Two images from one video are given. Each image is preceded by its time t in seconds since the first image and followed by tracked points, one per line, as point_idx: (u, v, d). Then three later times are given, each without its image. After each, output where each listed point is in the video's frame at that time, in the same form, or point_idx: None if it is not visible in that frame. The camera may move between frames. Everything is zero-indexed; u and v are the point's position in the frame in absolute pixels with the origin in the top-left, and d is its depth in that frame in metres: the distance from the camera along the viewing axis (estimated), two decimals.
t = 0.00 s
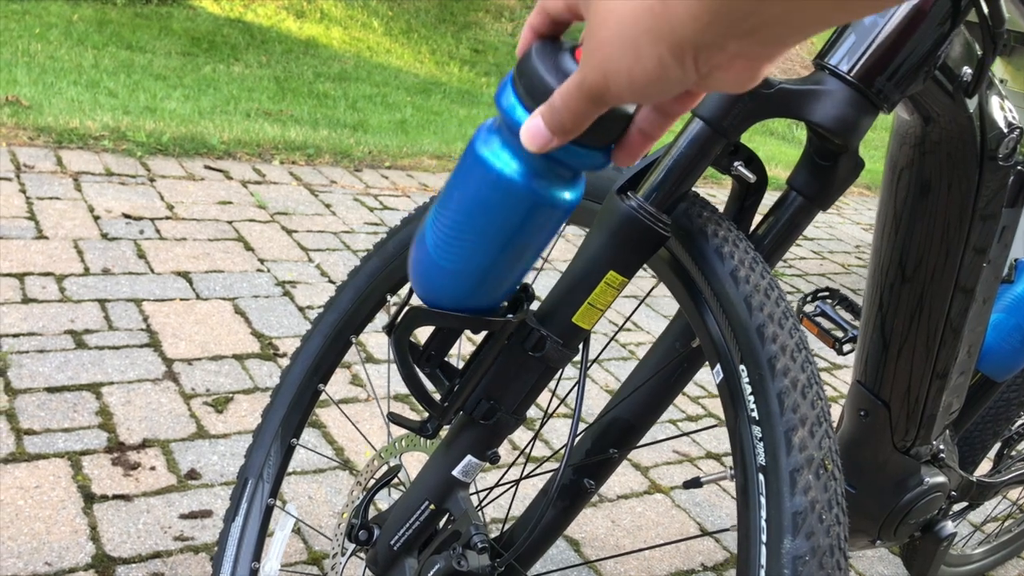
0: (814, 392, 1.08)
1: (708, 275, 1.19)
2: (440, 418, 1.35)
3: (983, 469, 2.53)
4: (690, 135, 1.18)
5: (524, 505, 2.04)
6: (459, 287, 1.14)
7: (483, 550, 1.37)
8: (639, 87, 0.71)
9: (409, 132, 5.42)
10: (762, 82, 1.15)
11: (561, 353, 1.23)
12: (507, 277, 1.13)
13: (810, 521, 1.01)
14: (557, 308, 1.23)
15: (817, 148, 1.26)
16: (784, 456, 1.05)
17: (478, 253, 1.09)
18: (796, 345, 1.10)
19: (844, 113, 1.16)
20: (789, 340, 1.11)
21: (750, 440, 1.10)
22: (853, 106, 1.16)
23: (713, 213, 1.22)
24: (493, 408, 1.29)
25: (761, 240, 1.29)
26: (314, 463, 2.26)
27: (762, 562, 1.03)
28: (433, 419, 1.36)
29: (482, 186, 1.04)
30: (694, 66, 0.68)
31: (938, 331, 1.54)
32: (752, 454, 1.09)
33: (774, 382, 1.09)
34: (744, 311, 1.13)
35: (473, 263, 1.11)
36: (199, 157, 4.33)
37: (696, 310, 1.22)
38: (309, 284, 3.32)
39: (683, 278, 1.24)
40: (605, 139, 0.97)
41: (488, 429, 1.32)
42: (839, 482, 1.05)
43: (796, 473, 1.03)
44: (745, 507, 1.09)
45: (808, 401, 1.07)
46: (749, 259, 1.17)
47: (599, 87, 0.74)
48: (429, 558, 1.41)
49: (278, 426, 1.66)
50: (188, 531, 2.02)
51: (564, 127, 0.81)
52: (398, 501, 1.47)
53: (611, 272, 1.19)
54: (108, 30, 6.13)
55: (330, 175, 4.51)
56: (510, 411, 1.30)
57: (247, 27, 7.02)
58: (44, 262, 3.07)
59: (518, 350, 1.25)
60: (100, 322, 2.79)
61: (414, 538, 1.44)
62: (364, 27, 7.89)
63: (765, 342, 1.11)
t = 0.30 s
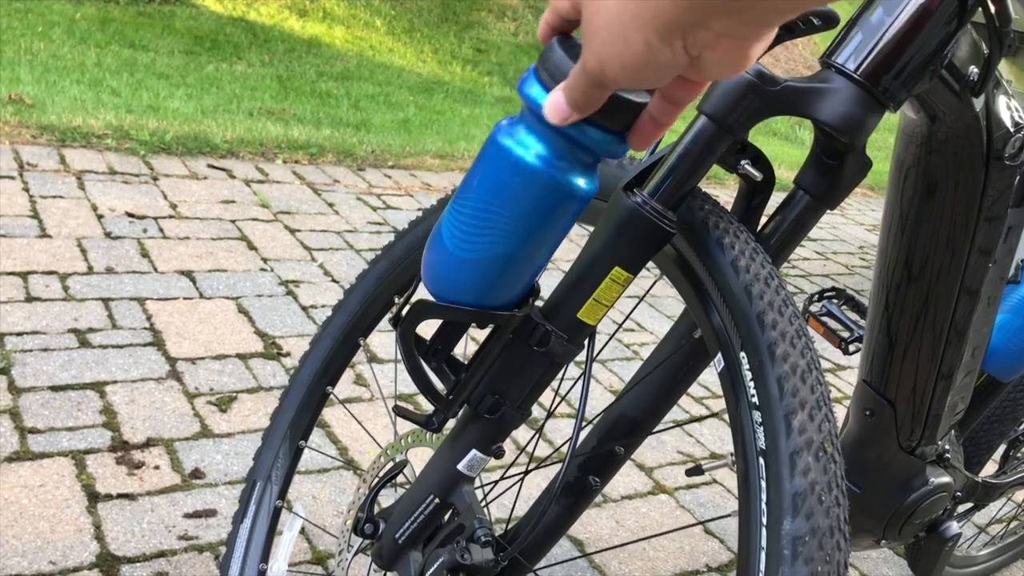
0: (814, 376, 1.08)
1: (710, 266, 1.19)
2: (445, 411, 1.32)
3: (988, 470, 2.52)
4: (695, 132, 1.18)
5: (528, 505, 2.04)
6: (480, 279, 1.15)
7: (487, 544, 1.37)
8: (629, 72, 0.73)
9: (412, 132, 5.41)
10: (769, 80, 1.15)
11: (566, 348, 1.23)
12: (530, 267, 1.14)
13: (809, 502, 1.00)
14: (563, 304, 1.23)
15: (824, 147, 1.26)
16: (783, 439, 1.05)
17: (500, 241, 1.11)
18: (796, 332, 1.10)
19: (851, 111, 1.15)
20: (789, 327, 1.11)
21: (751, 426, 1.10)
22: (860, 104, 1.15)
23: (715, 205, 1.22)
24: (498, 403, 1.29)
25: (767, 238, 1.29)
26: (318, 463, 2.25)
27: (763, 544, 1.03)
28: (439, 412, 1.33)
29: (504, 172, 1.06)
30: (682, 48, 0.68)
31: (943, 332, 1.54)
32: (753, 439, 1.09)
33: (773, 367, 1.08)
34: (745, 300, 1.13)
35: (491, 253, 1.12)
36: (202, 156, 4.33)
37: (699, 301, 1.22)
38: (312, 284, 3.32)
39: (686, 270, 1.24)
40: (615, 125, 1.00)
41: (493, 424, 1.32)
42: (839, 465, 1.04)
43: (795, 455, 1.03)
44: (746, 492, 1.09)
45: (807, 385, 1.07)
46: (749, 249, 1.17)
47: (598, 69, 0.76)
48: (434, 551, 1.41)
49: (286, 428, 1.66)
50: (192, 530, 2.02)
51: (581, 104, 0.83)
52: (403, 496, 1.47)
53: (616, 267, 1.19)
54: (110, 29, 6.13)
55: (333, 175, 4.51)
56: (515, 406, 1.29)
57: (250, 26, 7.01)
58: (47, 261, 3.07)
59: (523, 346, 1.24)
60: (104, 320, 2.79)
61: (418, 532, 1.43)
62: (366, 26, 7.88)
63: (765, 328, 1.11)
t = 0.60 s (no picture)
0: (802, 366, 1.08)
1: (699, 259, 1.19)
2: (439, 408, 1.32)
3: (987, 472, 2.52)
4: (688, 131, 1.18)
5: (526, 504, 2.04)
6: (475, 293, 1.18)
7: (479, 540, 1.37)
8: (615, 97, 0.75)
9: (411, 132, 5.41)
10: (761, 81, 1.15)
11: (559, 346, 1.23)
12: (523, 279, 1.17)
13: (797, 489, 1.00)
14: (556, 303, 1.23)
15: (817, 147, 1.26)
16: (771, 427, 1.05)
17: (495, 255, 1.13)
18: (783, 323, 1.10)
19: (843, 111, 1.15)
20: (777, 318, 1.11)
21: (739, 416, 1.10)
22: (852, 104, 1.15)
23: (704, 201, 1.23)
24: (491, 400, 1.29)
25: (760, 238, 1.29)
26: (316, 463, 2.25)
27: (751, 531, 1.03)
28: (433, 409, 1.34)
29: (495, 188, 1.08)
30: (668, 73, 0.70)
31: (938, 332, 1.54)
32: (741, 428, 1.09)
33: (760, 357, 1.09)
34: (733, 292, 1.13)
35: (486, 266, 1.14)
36: (201, 155, 4.33)
37: (688, 294, 1.23)
38: (311, 284, 3.32)
39: (677, 265, 1.25)
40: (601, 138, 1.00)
41: (487, 421, 1.31)
42: (826, 454, 1.04)
43: (782, 443, 1.03)
44: (734, 480, 1.09)
45: (795, 374, 1.07)
46: (737, 242, 1.17)
47: (588, 90, 0.77)
48: (427, 547, 1.41)
49: (282, 430, 1.66)
50: (190, 530, 2.02)
51: (575, 120, 0.84)
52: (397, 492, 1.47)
53: (609, 265, 1.19)
54: (110, 28, 6.12)
55: (332, 174, 4.51)
56: (509, 404, 1.29)
57: (250, 26, 7.00)
58: (46, 260, 3.07)
59: (516, 344, 1.24)
60: (102, 320, 2.78)
61: (412, 528, 1.43)
62: (367, 26, 7.88)
63: (753, 319, 1.11)
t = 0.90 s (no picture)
0: (805, 371, 1.07)
1: (700, 262, 1.18)
2: (438, 412, 1.31)
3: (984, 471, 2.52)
4: (689, 131, 1.16)
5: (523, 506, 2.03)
6: (470, 298, 1.19)
7: (478, 546, 1.35)
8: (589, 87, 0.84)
9: (407, 131, 5.40)
10: (763, 79, 1.13)
11: (558, 349, 1.22)
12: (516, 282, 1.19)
13: (801, 497, 0.99)
14: (555, 305, 1.22)
15: (819, 147, 1.24)
16: (774, 433, 1.04)
17: (486, 257, 1.16)
18: (786, 326, 1.09)
19: (845, 111, 1.13)
20: (779, 322, 1.10)
21: (741, 421, 1.09)
22: (855, 104, 1.13)
23: (705, 203, 1.22)
24: (490, 404, 1.27)
25: (761, 240, 1.28)
26: (311, 464, 2.24)
27: (755, 539, 1.03)
28: (431, 413, 1.32)
29: (485, 189, 1.12)
30: (640, 57, 0.79)
31: (939, 333, 1.53)
32: (744, 433, 1.08)
33: (763, 362, 1.07)
34: (735, 295, 1.12)
35: (482, 269, 1.17)
36: (196, 154, 4.31)
37: (690, 297, 1.22)
38: (306, 284, 3.30)
39: (678, 269, 1.24)
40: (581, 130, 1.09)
41: (486, 424, 1.30)
42: (830, 460, 1.03)
43: (786, 449, 1.02)
44: (737, 487, 1.08)
45: (798, 379, 1.06)
46: (739, 245, 1.16)
47: (562, 79, 0.86)
48: (425, 553, 1.39)
49: (278, 431, 1.65)
50: (185, 532, 2.00)
51: (551, 114, 0.93)
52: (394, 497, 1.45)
53: (609, 268, 1.18)
54: (104, 26, 6.10)
55: (328, 174, 4.49)
56: (507, 407, 1.28)
57: (245, 24, 6.98)
58: (39, 260, 3.05)
59: (514, 348, 1.23)
60: (96, 320, 2.77)
61: (410, 533, 1.42)
62: (362, 25, 7.86)
63: (755, 323, 1.10)
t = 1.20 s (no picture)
0: (819, 376, 1.08)
1: (713, 266, 1.18)
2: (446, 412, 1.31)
3: (984, 469, 2.52)
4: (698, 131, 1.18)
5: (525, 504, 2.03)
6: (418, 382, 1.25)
7: (486, 547, 1.38)
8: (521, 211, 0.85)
9: (406, 128, 5.39)
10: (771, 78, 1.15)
11: (568, 349, 1.23)
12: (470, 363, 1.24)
13: (817, 505, 1.00)
14: (563, 304, 1.22)
15: (828, 145, 1.24)
16: (789, 440, 1.04)
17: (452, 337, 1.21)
18: (800, 332, 1.10)
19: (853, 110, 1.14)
20: (793, 327, 1.11)
21: (755, 427, 1.09)
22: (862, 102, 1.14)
23: (715, 204, 1.22)
24: (500, 404, 1.28)
25: (768, 238, 1.28)
26: (312, 461, 2.24)
27: (769, 547, 1.02)
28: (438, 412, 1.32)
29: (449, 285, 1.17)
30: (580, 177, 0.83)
31: (944, 332, 1.53)
32: (758, 439, 1.08)
33: (779, 367, 1.08)
34: (748, 299, 1.13)
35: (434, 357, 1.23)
36: (195, 151, 4.31)
37: (699, 299, 1.22)
38: (306, 281, 3.30)
39: (687, 270, 1.24)
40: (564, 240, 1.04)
41: (495, 425, 1.30)
42: (844, 467, 1.04)
43: (802, 457, 1.02)
44: (750, 494, 1.08)
45: (813, 385, 1.07)
46: (752, 248, 1.17)
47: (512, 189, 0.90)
48: (433, 553, 1.41)
49: (277, 426, 1.65)
50: (186, 529, 2.00)
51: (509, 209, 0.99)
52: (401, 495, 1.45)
53: (619, 268, 1.18)
54: (102, 23, 6.08)
55: (327, 171, 4.49)
56: (516, 408, 1.28)
57: (243, 21, 6.97)
58: (39, 256, 3.04)
59: (522, 347, 1.23)
60: (96, 317, 2.77)
61: (418, 532, 1.42)
62: (361, 22, 7.85)
63: (770, 328, 1.10)
